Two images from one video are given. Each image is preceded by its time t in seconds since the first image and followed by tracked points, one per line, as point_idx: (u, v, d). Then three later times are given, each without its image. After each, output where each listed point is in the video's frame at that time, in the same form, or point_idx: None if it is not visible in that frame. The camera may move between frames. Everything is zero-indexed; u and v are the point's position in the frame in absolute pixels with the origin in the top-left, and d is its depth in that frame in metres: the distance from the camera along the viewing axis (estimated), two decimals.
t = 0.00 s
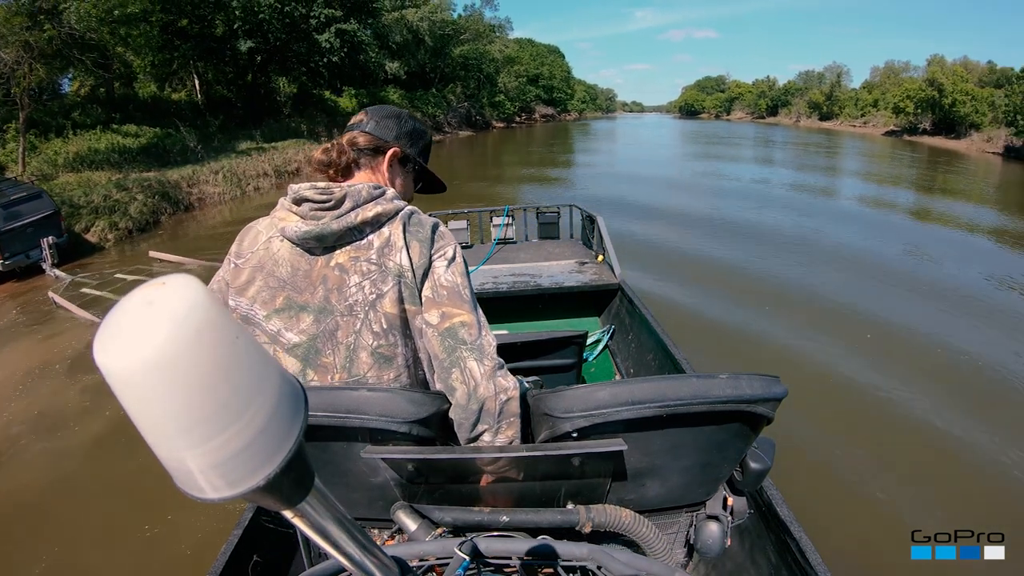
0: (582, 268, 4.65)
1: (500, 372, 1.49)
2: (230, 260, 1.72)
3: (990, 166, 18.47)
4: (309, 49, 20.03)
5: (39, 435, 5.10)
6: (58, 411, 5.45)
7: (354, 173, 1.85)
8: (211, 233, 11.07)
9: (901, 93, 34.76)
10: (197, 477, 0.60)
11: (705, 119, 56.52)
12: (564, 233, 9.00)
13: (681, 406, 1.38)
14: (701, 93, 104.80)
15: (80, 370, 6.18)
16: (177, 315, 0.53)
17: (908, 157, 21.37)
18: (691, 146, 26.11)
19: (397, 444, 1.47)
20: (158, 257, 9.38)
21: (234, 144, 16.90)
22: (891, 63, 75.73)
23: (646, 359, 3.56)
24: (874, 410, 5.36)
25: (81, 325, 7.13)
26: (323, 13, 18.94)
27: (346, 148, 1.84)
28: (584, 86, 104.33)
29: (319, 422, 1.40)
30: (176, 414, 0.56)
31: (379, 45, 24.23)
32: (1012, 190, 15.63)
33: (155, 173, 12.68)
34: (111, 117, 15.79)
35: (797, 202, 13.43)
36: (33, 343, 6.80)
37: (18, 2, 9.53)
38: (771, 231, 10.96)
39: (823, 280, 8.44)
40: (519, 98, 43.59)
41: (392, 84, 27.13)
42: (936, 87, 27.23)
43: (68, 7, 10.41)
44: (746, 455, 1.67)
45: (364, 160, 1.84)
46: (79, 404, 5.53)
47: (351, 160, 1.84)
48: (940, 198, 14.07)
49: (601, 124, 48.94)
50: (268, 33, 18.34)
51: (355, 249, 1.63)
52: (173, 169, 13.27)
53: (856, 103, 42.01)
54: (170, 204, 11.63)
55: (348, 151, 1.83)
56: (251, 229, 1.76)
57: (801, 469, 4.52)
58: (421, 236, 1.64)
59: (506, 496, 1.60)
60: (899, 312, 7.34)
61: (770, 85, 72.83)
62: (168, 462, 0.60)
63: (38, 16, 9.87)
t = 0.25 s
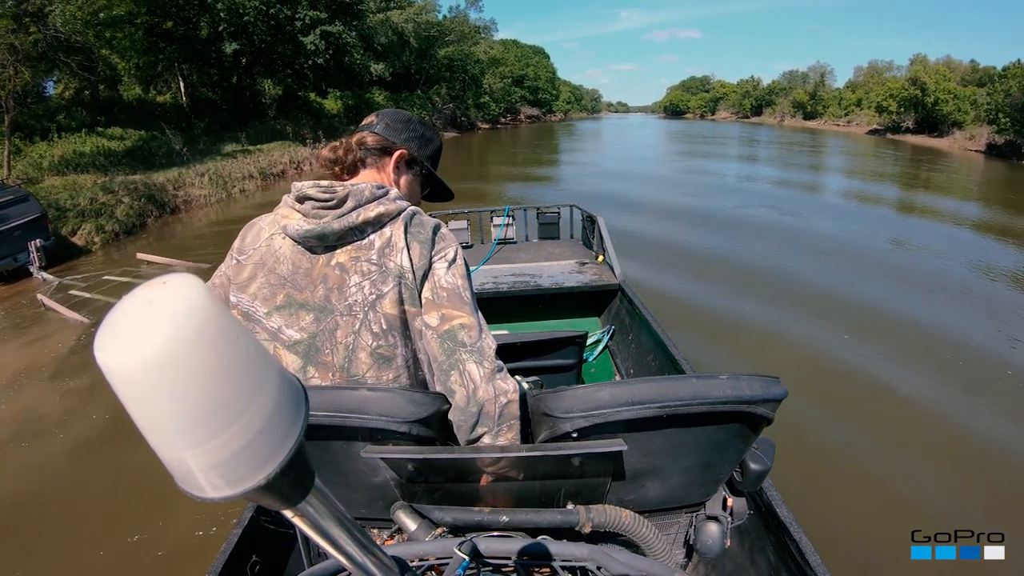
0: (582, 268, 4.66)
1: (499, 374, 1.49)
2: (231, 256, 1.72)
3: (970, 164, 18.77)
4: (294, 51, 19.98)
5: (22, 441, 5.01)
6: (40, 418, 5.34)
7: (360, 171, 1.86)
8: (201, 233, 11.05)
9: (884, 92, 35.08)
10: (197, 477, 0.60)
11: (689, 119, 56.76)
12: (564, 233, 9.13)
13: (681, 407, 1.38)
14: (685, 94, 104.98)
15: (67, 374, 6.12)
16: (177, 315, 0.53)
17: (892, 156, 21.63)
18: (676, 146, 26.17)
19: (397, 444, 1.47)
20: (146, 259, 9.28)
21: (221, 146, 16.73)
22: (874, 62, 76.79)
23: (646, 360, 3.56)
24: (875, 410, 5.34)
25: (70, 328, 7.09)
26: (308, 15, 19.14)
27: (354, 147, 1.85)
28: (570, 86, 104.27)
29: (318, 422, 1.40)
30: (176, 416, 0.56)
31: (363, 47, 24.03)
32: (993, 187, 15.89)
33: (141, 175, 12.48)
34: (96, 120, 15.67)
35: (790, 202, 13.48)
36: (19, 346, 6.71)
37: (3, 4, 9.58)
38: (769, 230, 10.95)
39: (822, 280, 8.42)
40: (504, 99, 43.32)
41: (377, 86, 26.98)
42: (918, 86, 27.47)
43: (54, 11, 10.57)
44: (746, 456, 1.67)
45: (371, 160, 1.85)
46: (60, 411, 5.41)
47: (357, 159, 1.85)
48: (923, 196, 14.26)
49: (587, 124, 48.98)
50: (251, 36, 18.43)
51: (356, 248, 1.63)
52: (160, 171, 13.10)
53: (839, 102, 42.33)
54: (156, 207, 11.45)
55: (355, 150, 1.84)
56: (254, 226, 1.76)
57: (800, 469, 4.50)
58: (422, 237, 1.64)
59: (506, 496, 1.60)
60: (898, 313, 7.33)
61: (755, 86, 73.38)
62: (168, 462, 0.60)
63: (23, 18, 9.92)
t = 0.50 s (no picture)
0: (583, 268, 4.66)
1: (500, 375, 1.49)
2: (233, 254, 1.72)
3: (953, 162, 19.00)
4: (280, 54, 19.39)
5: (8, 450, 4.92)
6: (26, 427, 5.25)
7: (365, 173, 1.86)
8: (193, 235, 11.02)
9: (869, 91, 35.26)
10: (196, 478, 0.60)
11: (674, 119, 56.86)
12: (564, 233, 9.03)
13: (681, 406, 1.38)
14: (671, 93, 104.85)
15: (55, 380, 6.06)
16: (177, 316, 0.53)
17: (876, 154, 21.83)
18: (662, 147, 26.13)
19: (397, 444, 1.47)
20: (137, 262, 9.23)
21: (207, 149, 16.57)
22: (860, 60, 77.53)
23: (646, 360, 3.56)
24: (874, 412, 5.35)
25: (60, 332, 7.04)
26: (294, 17, 18.29)
27: (360, 148, 1.84)
28: (557, 86, 103.87)
29: (318, 422, 1.40)
30: (175, 416, 0.56)
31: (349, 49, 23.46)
32: (977, 183, 16.08)
33: (128, 179, 12.31)
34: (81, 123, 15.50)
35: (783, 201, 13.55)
36: (6, 352, 6.63)
37: None
38: (767, 232, 10.97)
39: (821, 283, 8.45)
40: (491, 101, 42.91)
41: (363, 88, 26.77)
42: (903, 84, 27.62)
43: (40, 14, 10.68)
44: (746, 456, 1.67)
45: (377, 161, 1.85)
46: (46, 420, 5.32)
47: (363, 160, 1.84)
48: (910, 194, 14.31)
49: (573, 125, 48.89)
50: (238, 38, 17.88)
51: (357, 248, 1.63)
52: (147, 174, 12.93)
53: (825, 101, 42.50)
54: (144, 210, 11.25)
55: (363, 151, 1.83)
56: (256, 224, 1.76)
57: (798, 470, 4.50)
58: (424, 238, 1.64)
59: (506, 496, 1.60)
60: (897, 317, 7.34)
61: (742, 85, 73.71)
62: (168, 463, 0.60)
63: (10, 23, 10.24)
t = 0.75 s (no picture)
0: (583, 268, 4.66)
1: (507, 375, 1.49)
2: (239, 252, 1.70)
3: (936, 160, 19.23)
4: (266, 55, 19.17)
5: None
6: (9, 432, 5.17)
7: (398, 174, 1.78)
8: (181, 236, 11.05)
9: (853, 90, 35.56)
10: (197, 477, 0.60)
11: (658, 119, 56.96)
12: (564, 233, 9.08)
13: (681, 406, 1.38)
14: (656, 93, 104.83)
15: (40, 383, 5.96)
16: (177, 315, 0.53)
17: (860, 153, 22.05)
18: (648, 146, 26.19)
19: (397, 444, 1.47)
20: (125, 263, 9.18)
21: (193, 152, 16.44)
22: (846, 56, 78.31)
23: (646, 360, 3.57)
24: (875, 410, 5.36)
25: (49, 335, 6.97)
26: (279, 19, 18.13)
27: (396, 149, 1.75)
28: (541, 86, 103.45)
29: (319, 421, 1.39)
30: (175, 417, 0.56)
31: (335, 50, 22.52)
32: (960, 180, 16.24)
33: (114, 183, 12.21)
34: (67, 126, 15.40)
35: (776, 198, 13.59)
36: None
37: None
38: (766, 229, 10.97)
39: (821, 279, 8.44)
40: (476, 102, 42.67)
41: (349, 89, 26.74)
42: (886, 82, 27.71)
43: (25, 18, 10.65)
44: (745, 456, 1.67)
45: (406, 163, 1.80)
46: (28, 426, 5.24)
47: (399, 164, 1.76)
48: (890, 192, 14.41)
49: (559, 126, 48.82)
50: (224, 41, 17.78)
51: (367, 247, 1.63)
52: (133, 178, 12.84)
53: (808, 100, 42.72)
54: (130, 213, 11.12)
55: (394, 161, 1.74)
56: (262, 222, 1.74)
57: (799, 470, 4.51)
58: (433, 237, 1.66)
59: (506, 496, 1.60)
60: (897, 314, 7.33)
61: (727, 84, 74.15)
62: (168, 462, 0.60)
63: None
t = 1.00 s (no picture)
0: (583, 268, 4.66)
1: (509, 374, 1.49)
2: (241, 254, 1.69)
3: (921, 159, 19.42)
4: (252, 57, 18.39)
5: None
6: None
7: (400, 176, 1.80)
8: (169, 238, 11.03)
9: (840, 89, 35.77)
10: (197, 477, 0.60)
11: (646, 119, 57.06)
12: (564, 234, 9.08)
13: (681, 406, 1.38)
14: (643, 94, 104.95)
15: (27, 389, 5.89)
16: (177, 316, 0.53)
17: (847, 152, 22.18)
18: (635, 147, 26.24)
19: (397, 444, 1.47)
20: (114, 265, 9.18)
21: (180, 154, 16.37)
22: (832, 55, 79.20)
23: (646, 360, 3.57)
24: (875, 407, 5.34)
25: (42, 338, 6.94)
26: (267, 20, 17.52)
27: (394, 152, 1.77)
28: (530, 86, 103.10)
29: (319, 422, 1.39)
30: (178, 419, 0.56)
31: (322, 52, 22.25)
32: (948, 178, 16.33)
33: (101, 185, 12.14)
34: (54, 130, 15.37)
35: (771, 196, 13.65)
36: None
37: None
38: (766, 227, 10.96)
39: (821, 277, 8.40)
40: (462, 102, 42.48)
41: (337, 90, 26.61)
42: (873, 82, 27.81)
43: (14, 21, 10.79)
44: (746, 457, 1.67)
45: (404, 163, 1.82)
46: (12, 431, 5.19)
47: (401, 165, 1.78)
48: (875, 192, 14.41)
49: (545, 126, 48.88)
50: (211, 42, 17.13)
51: (370, 247, 1.63)
52: (121, 180, 12.77)
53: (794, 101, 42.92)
54: (119, 216, 11.05)
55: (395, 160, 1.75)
56: (263, 224, 1.73)
57: (797, 468, 4.50)
58: (434, 237, 1.66)
59: (506, 496, 1.60)
60: (899, 310, 7.30)
61: (715, 84, 74.47)
62: (168, 462, 0.60)
63: None
